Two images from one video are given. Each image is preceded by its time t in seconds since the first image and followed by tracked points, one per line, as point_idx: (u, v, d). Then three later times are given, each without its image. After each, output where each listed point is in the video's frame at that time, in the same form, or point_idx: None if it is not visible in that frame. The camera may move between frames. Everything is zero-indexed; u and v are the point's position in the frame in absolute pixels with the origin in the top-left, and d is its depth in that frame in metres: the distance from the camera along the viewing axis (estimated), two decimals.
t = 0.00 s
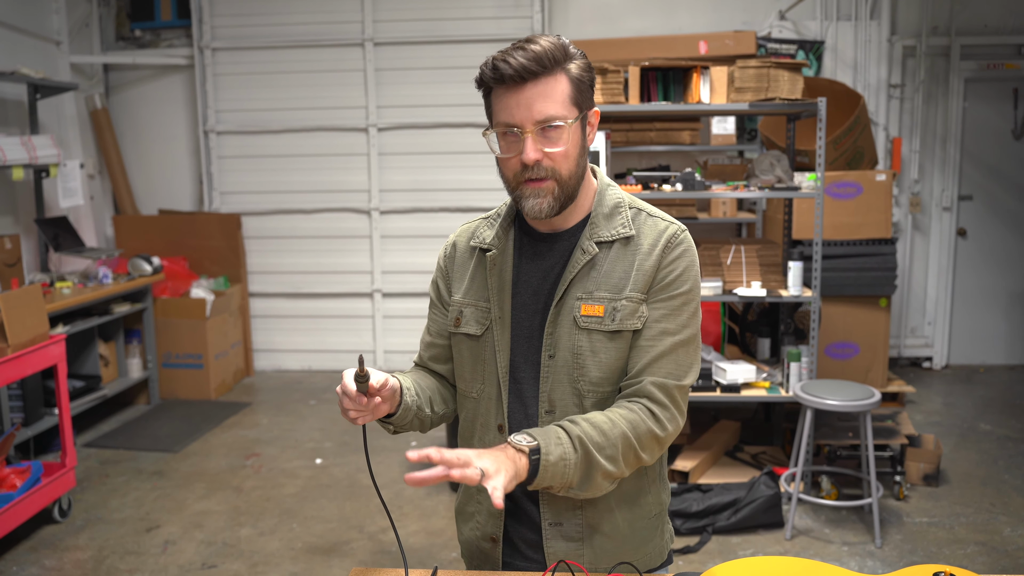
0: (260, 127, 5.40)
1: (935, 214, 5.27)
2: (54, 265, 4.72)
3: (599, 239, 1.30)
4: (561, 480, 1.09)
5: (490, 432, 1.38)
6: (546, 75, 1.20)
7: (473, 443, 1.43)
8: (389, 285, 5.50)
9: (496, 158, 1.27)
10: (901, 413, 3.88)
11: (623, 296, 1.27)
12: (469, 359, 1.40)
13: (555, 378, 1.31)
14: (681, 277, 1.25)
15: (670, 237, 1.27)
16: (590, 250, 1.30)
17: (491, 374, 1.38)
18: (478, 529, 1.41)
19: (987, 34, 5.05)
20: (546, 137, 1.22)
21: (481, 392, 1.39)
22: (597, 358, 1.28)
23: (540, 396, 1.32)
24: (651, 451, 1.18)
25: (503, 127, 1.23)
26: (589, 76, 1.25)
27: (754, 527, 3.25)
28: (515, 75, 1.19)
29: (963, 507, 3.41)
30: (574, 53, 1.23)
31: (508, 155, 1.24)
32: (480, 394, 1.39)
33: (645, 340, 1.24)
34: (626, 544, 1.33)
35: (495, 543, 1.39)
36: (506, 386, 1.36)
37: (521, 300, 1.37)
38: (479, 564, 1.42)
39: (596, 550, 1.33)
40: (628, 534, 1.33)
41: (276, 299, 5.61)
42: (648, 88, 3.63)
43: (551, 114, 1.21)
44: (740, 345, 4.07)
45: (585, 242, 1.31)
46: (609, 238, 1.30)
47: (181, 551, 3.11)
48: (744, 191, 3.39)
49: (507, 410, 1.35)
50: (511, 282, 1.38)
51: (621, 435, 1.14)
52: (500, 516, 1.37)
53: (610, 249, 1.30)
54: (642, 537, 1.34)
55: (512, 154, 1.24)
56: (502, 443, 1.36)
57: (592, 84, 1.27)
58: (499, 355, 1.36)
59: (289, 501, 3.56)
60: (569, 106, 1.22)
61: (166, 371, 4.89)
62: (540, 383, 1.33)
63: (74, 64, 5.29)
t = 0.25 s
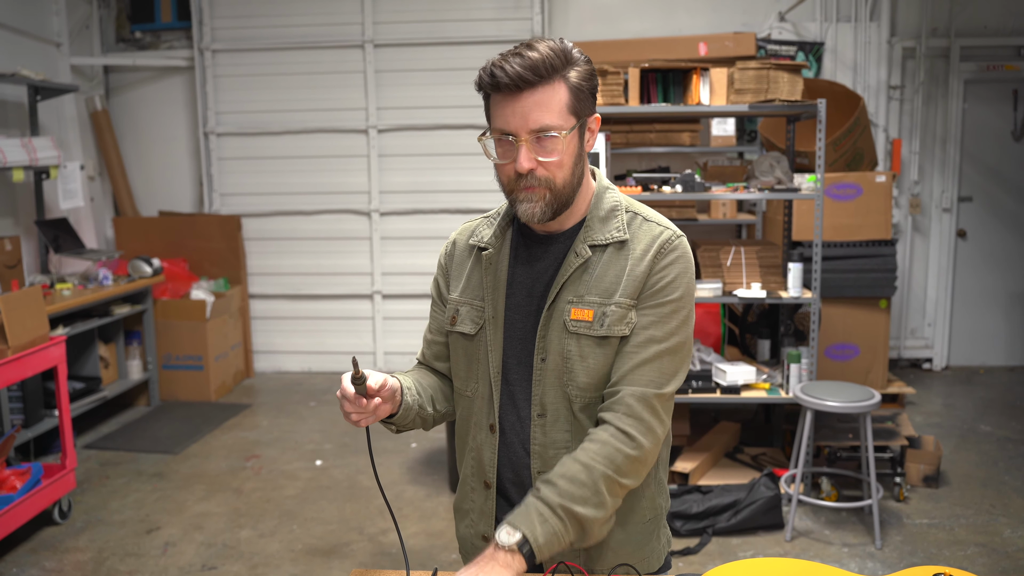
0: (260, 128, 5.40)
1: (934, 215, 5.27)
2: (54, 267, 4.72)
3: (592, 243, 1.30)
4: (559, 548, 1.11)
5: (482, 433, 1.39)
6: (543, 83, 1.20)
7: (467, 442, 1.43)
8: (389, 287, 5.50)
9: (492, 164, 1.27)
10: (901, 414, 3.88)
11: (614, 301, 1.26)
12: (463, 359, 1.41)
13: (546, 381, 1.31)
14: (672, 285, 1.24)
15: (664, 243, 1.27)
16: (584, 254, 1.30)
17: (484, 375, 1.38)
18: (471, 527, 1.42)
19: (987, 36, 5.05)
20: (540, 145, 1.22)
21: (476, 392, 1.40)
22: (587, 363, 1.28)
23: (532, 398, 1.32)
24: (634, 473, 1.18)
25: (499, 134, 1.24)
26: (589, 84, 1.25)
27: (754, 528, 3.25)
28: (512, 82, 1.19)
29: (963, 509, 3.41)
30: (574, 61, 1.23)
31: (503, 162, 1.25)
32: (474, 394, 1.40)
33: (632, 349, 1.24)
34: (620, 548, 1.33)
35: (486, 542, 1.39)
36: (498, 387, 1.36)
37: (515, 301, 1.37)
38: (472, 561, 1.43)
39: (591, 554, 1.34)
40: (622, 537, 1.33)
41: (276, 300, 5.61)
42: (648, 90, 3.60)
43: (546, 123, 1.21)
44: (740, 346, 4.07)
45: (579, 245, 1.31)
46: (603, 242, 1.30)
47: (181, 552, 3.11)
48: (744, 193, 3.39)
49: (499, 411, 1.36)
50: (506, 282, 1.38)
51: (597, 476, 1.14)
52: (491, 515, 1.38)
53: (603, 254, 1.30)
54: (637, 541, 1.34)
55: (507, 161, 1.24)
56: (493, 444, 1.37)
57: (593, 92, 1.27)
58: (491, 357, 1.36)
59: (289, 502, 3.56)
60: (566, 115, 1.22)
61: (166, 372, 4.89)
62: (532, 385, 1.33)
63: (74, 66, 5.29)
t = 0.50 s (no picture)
0: (260, 129, 5.40)
1: (934, 215, 5.27)
2: (53, 268, 4.72)
3: (591, 247, 1.30)
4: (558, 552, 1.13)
5: (481, 437, 1.39)
6: (538, 89, 1.20)
7: (467, 446, 1.43)
8: (389, 287, 5.50)
9: (488, 170, 1.27)
10: (901, 414, 3.89)
11: (612, 307, 1.26)
12: (462, 363, 1.41)
13: (544, 386, 1.31)
14: (671, 290, 1.24)
15: (662, 247, 1.26)
16: (582, 258, 1.30)
17: (483, 379, 1.38)
18: (470, 530, 1.42)
19: (986, 36, 5.05)
20: (537, 152, 1.22)
21: (475, 396, 1.40)
22: (584, 369, 1.28)
23: (530, 403, 1.32)
24: (635, 481, 1.19)
25: (495, 140, 1.24)
26: (585, 86, 1.25)
27: (754, 529, 3.25)
28: (506, 88, 1.19)
29: (962, 509, 3.41)
30: (569, 64, 1.22)
31: (500, 168, 1.25)
32: (474, 398, 1.40)
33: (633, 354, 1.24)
34: (620, 552, 1.33)
35: (485, 546, 1.40)
36: (496, 392, 1.36)
37: (513, 306, 1.37)
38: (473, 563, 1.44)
39: (591, 555, 1.34)
40: (622, 540, 1.33)
41: (276, 301, 5.61)
42: (648, 91, 3.60)
43: (542, 129, 1.21)
44: (740, 346, 4.07)
45: (577, 250, 1.31)
46: (601, 246, 1.30)
47: (181, 553, 3.11)
48: (744, 193, 3.39)
49: (498, 415, 1.36)
50: (504, 287, 1.38)
51: (597, 485, 1.15)
52: (490, 519, 1.38)
53: (601, 258, 1.30)
54: (637, 543, 1.34)
55: (503, 167, 1.24)
56: (492, 448, 1.37)
57: (590, 94, 1.26)
58: (490, 361, 1.36)
59: (289, 503, 3.56)
60: (562, 120, 1.22)
61: (166, 373, 4.89)
62: (530, 390, 1.33)
63: (73, 67, 5.29)
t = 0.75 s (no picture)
0: (260, 130, 5.40)
1: (934, 215, 5.27)
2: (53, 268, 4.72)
3: (594, 248, 1.30)
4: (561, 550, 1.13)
5: (483, 439, 1.38)
6: (540, 88, 1.20)
7: (468, 448, 1.43)
8: (388, 288, 5.50)
9: (490, 170, 1.27)
10: (901, 415, 3.88)
11: (616, 307, 1.26)
12: (463, 365, 1.41)
13: (547, 387, 1.31)
14: (675, 289, 1.24)
15: (666, 247, 1.26)
16: (585, 259, 1.30)
17: (485, 381, 1.38)
18: (471, 533, 1.42)
19: (986, 37, 5.05)
20: (538, 151, 1.22)
21: (476, 399, 1.39)
22: (588, 369, 1.28)
23: (532, 404, 1.32)
24: (638, 480, 1.19)
25: (496, 139, 1.24)
26: (587, 85, 1.25)
27: (754, 529, 3.25)
28: (507, 87, 1.19)
29: (962, 509, 3.41)
30: (571, 63, 1.22)
31: (501, 168, 1.25)
32: (475, 401, 1.40)
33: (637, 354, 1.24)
34: (622, 553, 1.33)
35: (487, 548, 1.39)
36: (498, 393, 1.36)
37: (515, 307, 1.37)
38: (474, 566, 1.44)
39: (592, 557, 1.34)
40: (624, 541, 1.33)
41: (276, 301, 5.61)
42: (647, 91, 3.60)
43: (544, 128, 1.20)
44: (740, 347, 4.07)
45: (580, 250, 1.31)
46: (604, 247, 1.30)
47: (181, 554, 3.11)
48: (744, 194, 3.39)
49: (500, 417, 1.36)
50: (506, 289, 1.38)
51: (600, 484, 1.15)
52: (492, 522, 1.38)
53: (605, 259, 1.30)
54: (639, 544, 1.34)
55: (505, 167, 1.24)
56: (495, 451, 1.37)
57: (591, 92, 1.26)
58: (492, 363, 1.36)
59: (289, 504, 3.56)
60: (563, 119, 1.22)
61: (166, 374, 4.89)
62: (533, 391, 1.33)
63: (73, 68, 5.29)
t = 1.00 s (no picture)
0: (259, 130, 5.40)
1: (933, 216, 5.27)
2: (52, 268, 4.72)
3: (598, 246, 1.30)
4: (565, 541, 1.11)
5: (485, 439, 1.38)
6: (545, 86, 1.19)
7: (468, 448, 1.43)
8: (388, 288, 5.50)
9: (494, 167, 1.27)
10: (900, 415, 3.88)
11: (621, 306, 1.26)
12: (465, 364, 1.40)
13: (551, 386, 1.31)
14: (680, 287, 1.24)
15: (670, 245, 1.26)
16: (588, 258, 1.30)
17: (488, 380, 1.38)
18: (472, 534, 1.42)
19: (986, 37, 5.05)
20: (542, 149, 1.21)
21: (478, 398, 1.39)
22: (593, 367, 1.27)
23: (536, 403, 1.32)
24: (645, 476, 1.19)
25: (500, 136, 1.23)
26: (593, 84, 1.25)
27: (754, 529, 3.25)
28: (513, 85, 1.19)
29: (962, 510, 3.41)
30: (577, 61, 1.22)
31: (505, 165, 1.24)
32: (477, 400, 1.39)
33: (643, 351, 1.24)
34: (623, 553, 1.33)
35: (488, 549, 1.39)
36: (501, 392, 1.36)
37: (519, 306, 1.37)
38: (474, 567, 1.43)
39: (592, 557, 1.33)
40: (625, 542, 1.33)
41: (276, 301, 5.61)
42: (648, 91, 3.60)
43: (548, 126, 1.20)
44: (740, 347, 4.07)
45: (584, 249, 1.31)
46: (608, 246, 1.29)
47: (180, 554, 3.11)
48: (744, 194, 3.39)
49: (503, 417, 1.36)
50: (509, 288, 1.38)
51: (607, 477, 1.14)
52: (493, 523, 1.38)
53: (608, 257, 1.30)
54: (640, 544, 1.33)
55: (508, 164, 1.24)
56: (497, 451, 1.36)
57: (597, 92, 1.26)
58: (495, 362, 1.36)
59: (289, 504, 3.56)
60: (568, 118, 1.21)
61: (165, 373, 4.88)
62: (536, 390, 1.33)
63: (73, 67, 5.29)
